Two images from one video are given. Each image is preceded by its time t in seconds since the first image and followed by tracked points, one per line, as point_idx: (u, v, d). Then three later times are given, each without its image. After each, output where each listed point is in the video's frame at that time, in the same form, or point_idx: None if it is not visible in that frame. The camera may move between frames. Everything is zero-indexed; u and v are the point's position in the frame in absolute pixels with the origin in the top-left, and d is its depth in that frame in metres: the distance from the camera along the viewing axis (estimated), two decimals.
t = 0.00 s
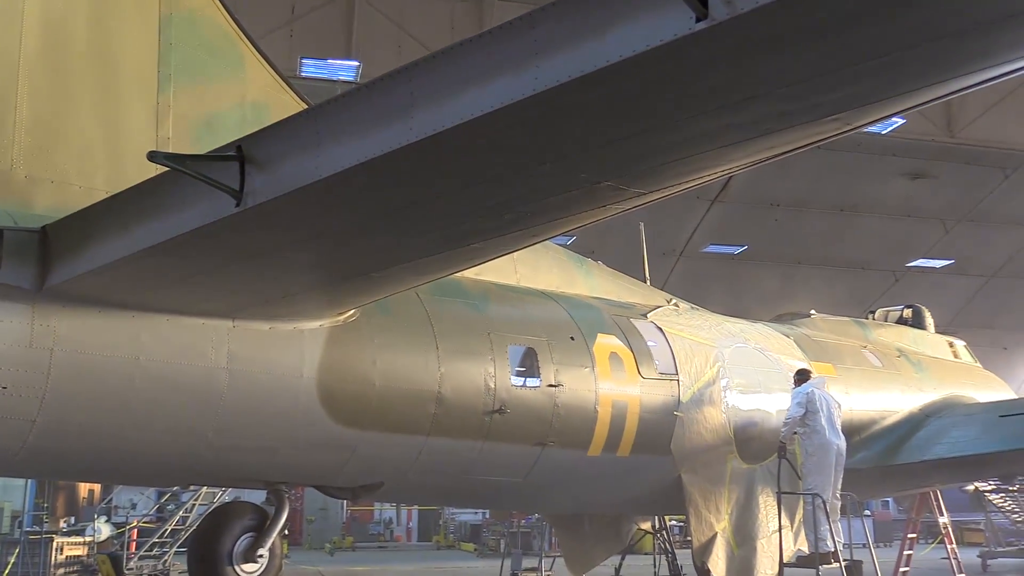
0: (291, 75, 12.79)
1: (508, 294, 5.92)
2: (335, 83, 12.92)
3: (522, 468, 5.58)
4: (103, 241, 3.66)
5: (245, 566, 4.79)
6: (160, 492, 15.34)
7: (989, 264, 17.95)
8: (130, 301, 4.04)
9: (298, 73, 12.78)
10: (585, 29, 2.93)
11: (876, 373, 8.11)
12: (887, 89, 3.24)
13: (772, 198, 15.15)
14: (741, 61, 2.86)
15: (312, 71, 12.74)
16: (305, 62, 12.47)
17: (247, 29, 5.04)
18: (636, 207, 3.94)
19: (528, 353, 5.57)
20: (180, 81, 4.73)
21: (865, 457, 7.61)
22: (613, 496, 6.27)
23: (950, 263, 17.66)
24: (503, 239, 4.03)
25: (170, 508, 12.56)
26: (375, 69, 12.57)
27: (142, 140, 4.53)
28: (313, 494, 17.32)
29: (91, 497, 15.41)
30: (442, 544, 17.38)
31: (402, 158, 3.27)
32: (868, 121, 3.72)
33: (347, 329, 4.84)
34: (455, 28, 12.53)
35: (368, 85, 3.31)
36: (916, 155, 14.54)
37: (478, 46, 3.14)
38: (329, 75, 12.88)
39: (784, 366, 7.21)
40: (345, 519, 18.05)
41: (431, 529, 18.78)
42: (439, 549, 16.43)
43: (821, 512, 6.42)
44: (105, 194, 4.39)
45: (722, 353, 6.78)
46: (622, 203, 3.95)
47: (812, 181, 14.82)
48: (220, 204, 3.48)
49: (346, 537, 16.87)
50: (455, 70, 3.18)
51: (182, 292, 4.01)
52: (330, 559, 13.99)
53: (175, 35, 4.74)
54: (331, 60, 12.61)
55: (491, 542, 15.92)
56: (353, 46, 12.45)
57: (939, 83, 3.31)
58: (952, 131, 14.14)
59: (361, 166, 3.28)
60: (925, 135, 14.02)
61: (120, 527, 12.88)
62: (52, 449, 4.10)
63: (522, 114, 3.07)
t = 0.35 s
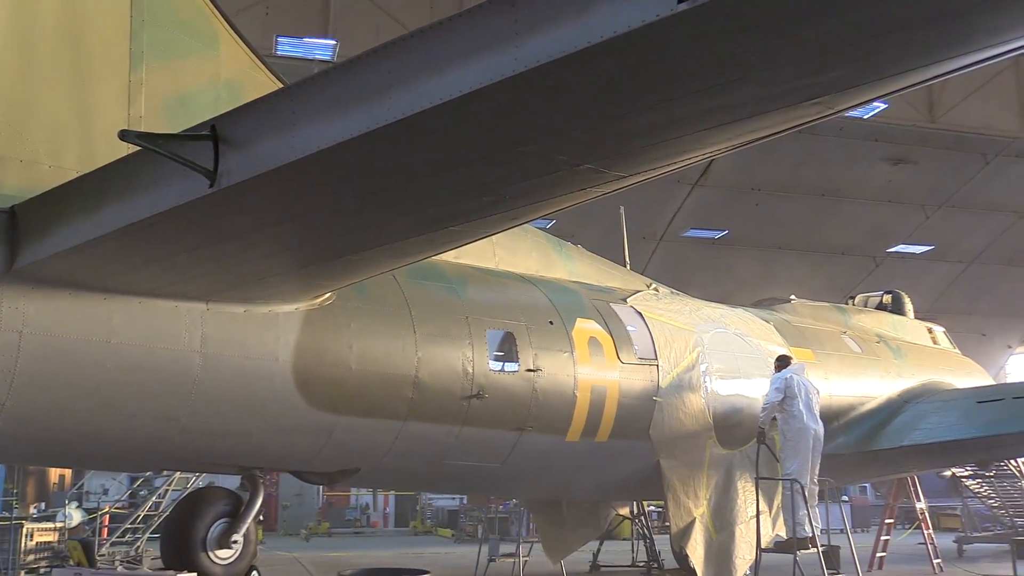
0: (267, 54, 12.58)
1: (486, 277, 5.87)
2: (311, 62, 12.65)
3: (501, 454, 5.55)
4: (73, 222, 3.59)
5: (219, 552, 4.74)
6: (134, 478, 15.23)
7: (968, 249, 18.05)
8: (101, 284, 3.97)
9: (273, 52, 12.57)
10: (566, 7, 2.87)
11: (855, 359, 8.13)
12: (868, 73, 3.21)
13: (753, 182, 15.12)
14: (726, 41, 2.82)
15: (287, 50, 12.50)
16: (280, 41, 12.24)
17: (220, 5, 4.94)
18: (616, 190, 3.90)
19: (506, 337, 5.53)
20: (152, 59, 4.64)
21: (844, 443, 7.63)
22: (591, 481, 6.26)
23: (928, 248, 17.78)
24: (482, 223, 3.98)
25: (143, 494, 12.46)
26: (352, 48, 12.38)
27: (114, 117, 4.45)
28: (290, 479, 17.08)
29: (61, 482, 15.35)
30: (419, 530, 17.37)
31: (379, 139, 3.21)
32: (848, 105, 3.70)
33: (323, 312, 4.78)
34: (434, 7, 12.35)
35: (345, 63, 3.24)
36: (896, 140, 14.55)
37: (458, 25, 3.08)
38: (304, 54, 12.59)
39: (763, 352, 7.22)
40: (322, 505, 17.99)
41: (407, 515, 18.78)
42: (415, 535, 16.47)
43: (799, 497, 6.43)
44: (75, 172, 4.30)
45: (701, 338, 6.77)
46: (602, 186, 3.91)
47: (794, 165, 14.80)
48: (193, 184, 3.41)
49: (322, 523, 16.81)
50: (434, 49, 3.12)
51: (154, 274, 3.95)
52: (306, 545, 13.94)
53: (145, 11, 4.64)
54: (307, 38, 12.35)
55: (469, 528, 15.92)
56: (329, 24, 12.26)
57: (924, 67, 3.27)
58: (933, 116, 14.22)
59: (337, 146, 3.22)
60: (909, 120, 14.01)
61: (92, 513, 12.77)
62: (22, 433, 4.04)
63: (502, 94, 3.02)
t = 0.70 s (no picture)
0: (247, 35, 12.42)
1: (468, 263, 5.83)
2: (291, 43, 12.50)
3: (482, 441, 5.53)
4: (47, 204, 3.52)
5: (197, 540, 4.69)
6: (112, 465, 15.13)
7: (951, 238, 18.14)
8: (76, 268, 3.91)
9: (253, 33, 12.41)
10: None
11: (839, 346, 8.15)
12: (855, 58, 3.17)
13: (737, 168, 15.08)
14: (711, 25, 2.77)
15: (267, 31, 12.35)
16: (259, 21, 12.09)
17: None
18: (598, 175, 3.86)
19: (488, 323, 5.49)
20: (127, 39, 4.58)
21: (826, 430, 7.65)
22: (573, 468, 6.26)
23: (912, 236, 17.86)
24: (463, 207, 3.94)
25: (120, 480, 12.38)
26: (333, 29, 12.24)
27: (89, 99, 4.40)
28: (268, 464, 17.01)
29: (36, 469, 15.23)
30: (400, 518, 17.43)
31: (359, 122, 3.15)
32: (833, 91, 3.66)
33: (303, 298, 4.73)
34: None
35: (324, 44, 3.18)
36: (880, 126, 14.52)
37: (439, 6, 3.02)
38: (285, 35, 12.44)
39: (747, 339, 7.21)
40: (303, 492, 17.96)
41: (389, 502, 18.81)
42: (397, 523, 16.51)
43: (781, 484, 6.44)
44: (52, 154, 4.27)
45: (684, 325, 6.75)
46: (585, 172, 3.87)
47: (778, 151, 14.76)
48: (170, 166, 3.35)
49: (302, 511, 16.78)
50: (415, 31, 3.06)
51: (130, 258, 3.89)
52: (287, 532, 13.91)
53: None
54: (288, 19, 12.19)
55: (450, 516, 15.93)
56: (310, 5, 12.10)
57: (910, 52, 3.24)
58: (918, 103, 14.23)
59: (315, 130, 3.16)
60: (893, 105, 14.03)
61: (68, 500, 12.69)
62: None
63: (483, 77, 2.97)
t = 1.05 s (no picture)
0: (226, 16, 12.22)
1: (450, 249, 5.78)
2: (271, 25, 12.31)
3: (464, 428, 5.50)
4: (20, 187, 3.45)
5: (175, 529, 4.64)
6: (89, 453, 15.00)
7: (936, 225, 18.24)
8: (51, 253, 3.85)
9: (232, 14, 12.21)
10: None
11: (822, 334, 8.16)
12: (841, 43, 3.13)
13: (722, 155, 15.03)
14: (697, 9, 2.73)
15: (247, 12, 12.16)
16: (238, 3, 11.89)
17: None
18: (582, 159, 3.81)
19: (470, 310, 5.45)
20: (103, 18, 4.52)
21: (809, 418, 7.66)
22: (556, 455, 6.24)
23: (896, 223, 17.94)
24: (445, 192, 3.89)
25: (97, 469, 12.30)
26: (314, 11, 12.06)
27: (62, 81, 4.34)
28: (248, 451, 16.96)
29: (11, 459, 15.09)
30: (380, 506, 17.44)
31: (338, 105, 3.09)
32: (818, 77, 3.62)
33: (283, 284, 4.67)
34: None
35: (304, 26, 3.11)
36: (868, 114, 14.48)
37: None
38: (265, 16, 12.25)
39: (730, 326, 7.20)
40: (283, 481, 17.90)
41: (370, 490, 18.81)
42: (379, 512, 16.51)
43: (763, 472, 6.45)
44: (23, 137, 4.20)
45: (667, 312, 6.73)
46: (568, 156, 3.82)
47: (763, 138, 14.72)
48: (146, 149, 3.29)
49: (281, 499, 16.76)
50: (396, 12, 3.00)
51: (106, 242, 3.83)
52: (266, 521, 13.86)
53: None
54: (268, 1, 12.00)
55: (430, 504, 15.92)
56: None
57: (897, 38, 3.21)
58: (903, 90, 14.18)
59: (294, 113, 3.10)
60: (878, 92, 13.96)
61: (42, 489, 12.62)
62: None
63: (465, 60, 2.91)
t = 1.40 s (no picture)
0: None
1: (431, 235, 5.73)
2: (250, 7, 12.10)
3: (444, 417, 5.45)
4: None
5: (149, 518, 4.58)
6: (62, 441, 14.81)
7: (921, 212, 18.30)
8: (22, 237, 3.77)
9: None
10: None
11: (807, 322, 8.16)
12: (827, 28, 3.07)
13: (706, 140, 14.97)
14: None
15: None
16: None
17: None
18: (566, 144, 3.75)
19: (451, 297, 5.39)
20: None
21: (792, 407, 7.66)
22: (539, 444, 6.21)
23: (882, 211, 18.00)
24: (426, 177, 3.83)
25: (68, 458, 12.11)
26: None
27: (33, 61, 4.29)
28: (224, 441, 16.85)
29: None
30: (360, 495, 17.39)
31: (317, 88, 3.02)
32: (803, 63, 3.57)
33: (260, 269, 4.60)
34: None
35: (282, 6, 3.03)
36: (853, 101, 14.40)
37: None
38: None
39: (714, 314, 7.18)
40: (261, 470, 17.79)
41: (348, 480, 18.75)
42: (359, 502, 16.46)
43: (747, 461, 6.43)
44: None
45: (651, 299, 6.70)
46: (552, 141, 3.76)
47: (748, 125, 14.67)
48: (120, 132, 3.21)
49: (258, 488, 16.67)
50: None
51: (80, 226, 3.75)
52: (244, 511, 13.76)
53: None
54: None
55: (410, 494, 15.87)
56: None
57: (886, 23, 3.16)
58: (891, 76, 14.09)
59: (272, 96, 3.02)
60: (866, 79, 13.86)
61: (16, 478, 12.48)
62: None
63: (447, 42, 2.84)
